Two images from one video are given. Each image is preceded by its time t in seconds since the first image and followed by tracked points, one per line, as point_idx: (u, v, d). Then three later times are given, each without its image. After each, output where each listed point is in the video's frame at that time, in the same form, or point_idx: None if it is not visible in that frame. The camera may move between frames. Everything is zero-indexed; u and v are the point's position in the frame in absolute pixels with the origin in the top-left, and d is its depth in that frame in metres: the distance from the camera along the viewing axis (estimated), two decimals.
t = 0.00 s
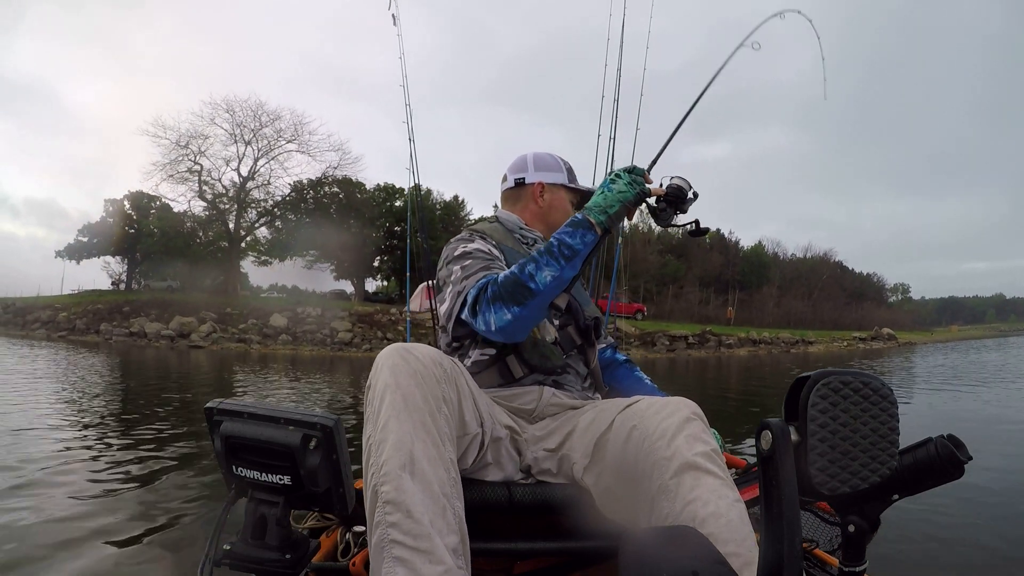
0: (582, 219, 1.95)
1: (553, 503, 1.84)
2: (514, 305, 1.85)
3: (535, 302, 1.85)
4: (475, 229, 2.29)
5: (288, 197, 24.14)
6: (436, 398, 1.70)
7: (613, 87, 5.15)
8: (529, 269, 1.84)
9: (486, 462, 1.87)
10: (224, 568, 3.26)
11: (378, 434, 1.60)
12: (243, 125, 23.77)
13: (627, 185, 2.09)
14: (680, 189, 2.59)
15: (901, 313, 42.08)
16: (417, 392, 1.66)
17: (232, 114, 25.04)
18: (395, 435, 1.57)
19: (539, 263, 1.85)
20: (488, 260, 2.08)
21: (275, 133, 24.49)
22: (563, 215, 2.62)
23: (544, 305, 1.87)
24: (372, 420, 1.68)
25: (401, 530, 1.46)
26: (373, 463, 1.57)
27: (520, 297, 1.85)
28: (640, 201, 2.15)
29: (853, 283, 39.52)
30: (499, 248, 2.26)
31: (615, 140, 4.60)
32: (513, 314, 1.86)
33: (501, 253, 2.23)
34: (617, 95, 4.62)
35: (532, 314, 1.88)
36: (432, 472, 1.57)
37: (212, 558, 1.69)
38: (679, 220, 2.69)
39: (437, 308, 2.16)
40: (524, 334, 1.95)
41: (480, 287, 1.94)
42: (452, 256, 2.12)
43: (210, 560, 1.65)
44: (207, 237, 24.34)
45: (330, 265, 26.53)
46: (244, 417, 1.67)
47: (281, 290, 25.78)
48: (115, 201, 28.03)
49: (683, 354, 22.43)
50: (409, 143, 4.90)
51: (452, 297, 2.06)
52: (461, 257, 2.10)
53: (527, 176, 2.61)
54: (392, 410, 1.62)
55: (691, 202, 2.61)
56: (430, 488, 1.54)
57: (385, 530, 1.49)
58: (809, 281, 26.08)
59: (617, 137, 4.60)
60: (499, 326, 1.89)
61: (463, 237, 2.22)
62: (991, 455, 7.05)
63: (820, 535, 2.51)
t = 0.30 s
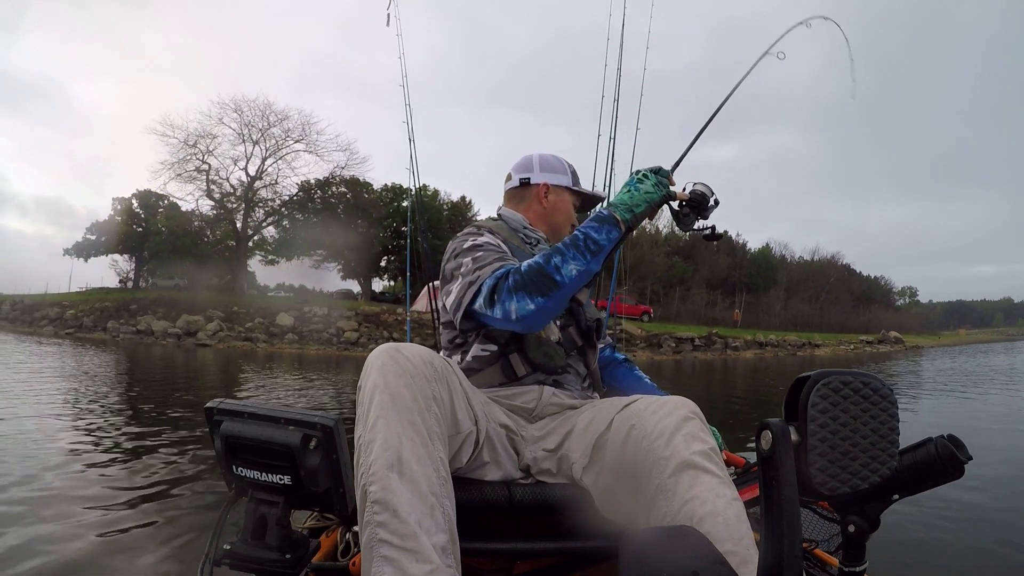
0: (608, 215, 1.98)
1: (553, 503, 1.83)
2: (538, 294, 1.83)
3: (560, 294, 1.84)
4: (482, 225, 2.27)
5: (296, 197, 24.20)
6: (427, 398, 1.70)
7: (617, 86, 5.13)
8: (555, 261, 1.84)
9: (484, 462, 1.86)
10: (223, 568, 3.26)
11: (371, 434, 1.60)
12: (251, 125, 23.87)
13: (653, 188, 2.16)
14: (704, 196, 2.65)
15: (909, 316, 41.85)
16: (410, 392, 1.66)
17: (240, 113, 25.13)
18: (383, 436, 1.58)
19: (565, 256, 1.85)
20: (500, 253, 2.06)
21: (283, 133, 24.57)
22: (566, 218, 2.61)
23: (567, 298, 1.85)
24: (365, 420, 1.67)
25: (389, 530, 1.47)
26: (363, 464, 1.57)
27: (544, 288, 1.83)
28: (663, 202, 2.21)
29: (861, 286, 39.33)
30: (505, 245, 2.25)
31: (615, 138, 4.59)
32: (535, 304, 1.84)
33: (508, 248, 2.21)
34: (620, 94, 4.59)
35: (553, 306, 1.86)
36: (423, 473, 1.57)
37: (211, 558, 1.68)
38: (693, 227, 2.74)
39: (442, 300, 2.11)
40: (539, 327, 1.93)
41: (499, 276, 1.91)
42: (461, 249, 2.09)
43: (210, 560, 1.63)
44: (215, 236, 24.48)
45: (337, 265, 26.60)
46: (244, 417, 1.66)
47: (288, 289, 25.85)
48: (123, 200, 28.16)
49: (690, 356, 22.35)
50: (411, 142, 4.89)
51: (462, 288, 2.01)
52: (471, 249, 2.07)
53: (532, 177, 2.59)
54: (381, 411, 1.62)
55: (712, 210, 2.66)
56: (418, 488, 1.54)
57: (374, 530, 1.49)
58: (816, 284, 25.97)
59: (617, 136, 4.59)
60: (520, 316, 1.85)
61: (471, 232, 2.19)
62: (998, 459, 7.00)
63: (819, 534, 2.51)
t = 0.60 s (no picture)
0: (614, 208, 1.97)
1: (553, 503, 1.83)
2: (550, 292, 1.82)
3: (570, 291, 1.84)
4: (484, 224, 2.26)
5: (302, 198, 24.27)
6: (429, 398, 1.70)
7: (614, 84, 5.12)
8: (564, 258, 1.84)
9: (485, 462, 1.86)
10: (222, 568, 3.28)
11: (371, 434, 1.60)
12: (256, 127, 23.97)
13: (657, 177, 2.14)
14: (707, 182, 2.63)
15: (917, 312, 41.62)
16: (409, 392, 1.65)
17: (246, 116, 25.22)
18: (387, 435, 1.58)
19: (574, 252, 1.84)
20: (505, 252, 2.05)
21: (289, 135, 24.64)
22: (567, 219, 2.60)
23: (577, 294, 1.85)
24: (366, 420, 1.67)
25: (391, 530, 1.47)
26: (365, 464, 1.57)
27: (555, 285, 1.82)
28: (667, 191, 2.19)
29: (869, 283, 39.11)
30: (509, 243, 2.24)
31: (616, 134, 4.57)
32: (547, 302, 1.83)
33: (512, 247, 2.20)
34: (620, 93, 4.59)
35: (564, 303, 1.86)
36: (423, 473, 1.57)
37: (212, 558, 1.68)
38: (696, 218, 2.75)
39: (448, 299, 2.11)
40: (548, 323, 1.93)
41: (507, 275, 1.90)
42: (464, 248, 2.08)
43: (211, 559, 1.63)
44: (221, 238, 24.66)
45: (343, 265, 26.68)
46: (245, 417, 1.67)
47: (294, 290, 25.94)
48: (130, 203, 28.31)
49: (697, 354, 22.28)
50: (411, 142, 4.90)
51: (468, 287, 2.00)
52: (475, 248, 2.06)
53: (534, 176, 2.57)
54: (383, 411, 1.61)
55: (717, 196, 2.65)
56: (419, 488, 1.54)
57: (375, 530, 1.49)
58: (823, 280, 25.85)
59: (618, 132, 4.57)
60: (531, 314, 1.85)
61: (473, 231, 2.18)
62: (1005, 454, 6.96)
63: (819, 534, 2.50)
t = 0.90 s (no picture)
0: (614, 186, 1.95)
1: (554, 502, 1.82)
2: (547, 266, 1.80)
3: (568, 265, 1.81)
4: (487, 220, 2.27)
5: (308, 201, 24.37)
6: (429, 397, 1.69)
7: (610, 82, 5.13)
8: (562, 232, 1.81)
9: (485, 462, 1.85)
10: (222, 568, 3.29)
11: (372, 433, 1.60)
12: (261, 131, 24.05)
13: (658, 157, 2.13)
14: (709, 161, 2.62)
15: (926, 306, 41.41)
16: (409, 390, 1.65)
17: (250, 120, 25.31)
18: (387, 435, 1.57)
19: (572, 226, 1.82)
20: (506, 239, 2.04)
21: (293, 138, 24.70)
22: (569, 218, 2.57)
23: (575, 269, 1.82)
24: (366, 420, 1.67)
25: (390, 530, 1.46)
26: (365, 465, 1.57)
27: (553, 258, 1.80)
28: (669, 170, 2.18)
29: (876, 277, 38.94)
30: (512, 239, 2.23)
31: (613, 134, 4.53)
32: (545, 276, 1.81)
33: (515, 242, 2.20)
34: (618, 92, 4.58)
35: (562, 277, 1.83)
36: (423, 472, 1.57)
37: (211, 558, 1.68)
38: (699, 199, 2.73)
39: (450, 292, 2.11)
40: (549, 303, 1.90)
41: (506, 256, 1.89)
42: (466, 239, 2.09)
43: (210, 559, 1.63)
44: (228, 242, 24.79)
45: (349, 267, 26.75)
46: (245, 417, 1.66)
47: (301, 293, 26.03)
48: (136, 209, 28.47)
49: (704, 351, 22.22)
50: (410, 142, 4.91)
51: (469, 275, 2.00)
52: (476, 238, 2.06)
53: (536, 177, 2.53)
54: (384, 411, 1.61)
55: (719, 173, 2.64)
56: (419, 489, 1.54)
57: (375, 531, 1.49)
58: (830, 275, 25.73)
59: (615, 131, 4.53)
60: (529, 289, 1.83)
61: (475, 225, 2.18)
62: (1013, 447, 6.92)
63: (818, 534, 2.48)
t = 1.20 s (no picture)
0: (629, 197, 1.99)
1: (554, 502, 1.81)
2: (563, 270, 1.82)
3: (583, 271, 1.83)
4: (493, 218, 2.23)
5: (314, 202, 24.60)
6: (434, 396, 1.69)
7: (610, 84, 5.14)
8: (579, 238, 1.84)
9: (487, 461, 1.84)
10: (220, 568, 3.31)
11: (376, 431, 1.60)
12: (268, 133, 24.18)
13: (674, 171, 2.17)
14: (721, 182, 2.62)
15: (934, 305, 41.18)
16: (414, 390, 1.65)
17: (257, 122, 25.43)
18: (392, 434, 1.57)
19: (589, 234, 1.85)
20: (516, 240, 2.03)
21: (300, 139, 24.80)
22: (573, 221, 2.52)
23: (589, 276, 1.85)
24: (368, 420, 1.67)
25: (394, 529, 1.47)
26: (368, 463, 1.57)
27: (569, 263, 1.82)
28: (682, 187, 2.20)
29: (885, 276, 38.74)
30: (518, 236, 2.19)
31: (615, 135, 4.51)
32: (560, 281, 1.82)
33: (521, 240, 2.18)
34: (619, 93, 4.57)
35: (576, 283, 1.85)
36: (427, 472, 1.57)
37: (211, 558, 1.67)
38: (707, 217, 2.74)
39: (456, 290, 2.08)
40: (560, 306, 1.91)
41: (519, 258, 1.89)
42: (474, 238, 2.07)
43: (210, 559, 1.63)
44: (235, 243, 24.93)
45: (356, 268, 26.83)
46: (245, 417, 1.66)
47: (308, 293, 26.14)
48: (144, 211, 28.65)
49: (711, 350, 22.15)
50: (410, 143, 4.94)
51: (478, 276, 1.99)
52: (485, 237, 2.05)
53: (542, 178, 2.48)
54: (389, 410, 1.61)
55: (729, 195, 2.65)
56: (423, 488, 1.54)
57: (378, 529, 1.49)
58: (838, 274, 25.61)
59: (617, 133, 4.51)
60: (544, 293, 1.84)
61: (481, 224, 2.16)
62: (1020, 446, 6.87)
63: (819, 533, 2.45)
